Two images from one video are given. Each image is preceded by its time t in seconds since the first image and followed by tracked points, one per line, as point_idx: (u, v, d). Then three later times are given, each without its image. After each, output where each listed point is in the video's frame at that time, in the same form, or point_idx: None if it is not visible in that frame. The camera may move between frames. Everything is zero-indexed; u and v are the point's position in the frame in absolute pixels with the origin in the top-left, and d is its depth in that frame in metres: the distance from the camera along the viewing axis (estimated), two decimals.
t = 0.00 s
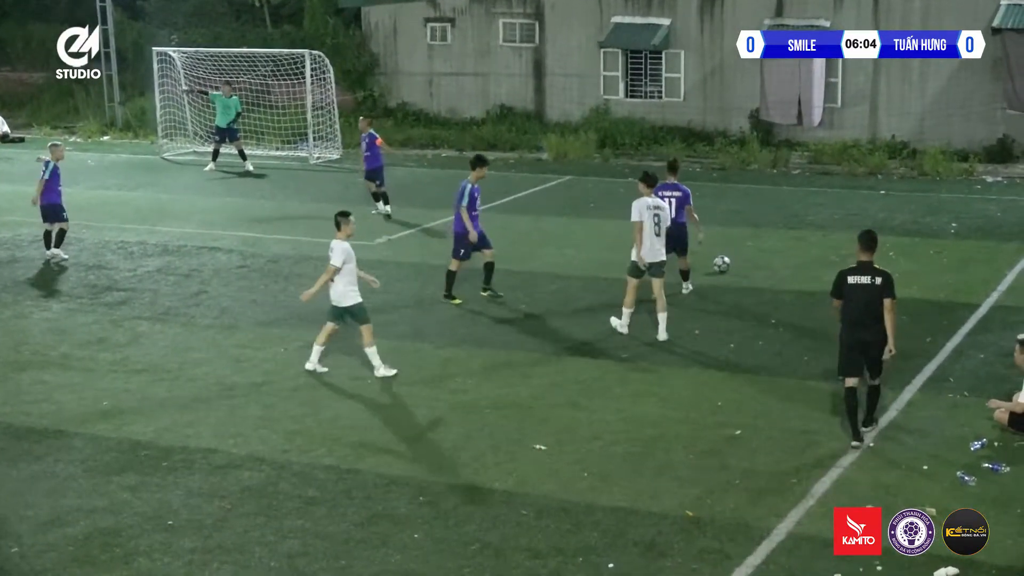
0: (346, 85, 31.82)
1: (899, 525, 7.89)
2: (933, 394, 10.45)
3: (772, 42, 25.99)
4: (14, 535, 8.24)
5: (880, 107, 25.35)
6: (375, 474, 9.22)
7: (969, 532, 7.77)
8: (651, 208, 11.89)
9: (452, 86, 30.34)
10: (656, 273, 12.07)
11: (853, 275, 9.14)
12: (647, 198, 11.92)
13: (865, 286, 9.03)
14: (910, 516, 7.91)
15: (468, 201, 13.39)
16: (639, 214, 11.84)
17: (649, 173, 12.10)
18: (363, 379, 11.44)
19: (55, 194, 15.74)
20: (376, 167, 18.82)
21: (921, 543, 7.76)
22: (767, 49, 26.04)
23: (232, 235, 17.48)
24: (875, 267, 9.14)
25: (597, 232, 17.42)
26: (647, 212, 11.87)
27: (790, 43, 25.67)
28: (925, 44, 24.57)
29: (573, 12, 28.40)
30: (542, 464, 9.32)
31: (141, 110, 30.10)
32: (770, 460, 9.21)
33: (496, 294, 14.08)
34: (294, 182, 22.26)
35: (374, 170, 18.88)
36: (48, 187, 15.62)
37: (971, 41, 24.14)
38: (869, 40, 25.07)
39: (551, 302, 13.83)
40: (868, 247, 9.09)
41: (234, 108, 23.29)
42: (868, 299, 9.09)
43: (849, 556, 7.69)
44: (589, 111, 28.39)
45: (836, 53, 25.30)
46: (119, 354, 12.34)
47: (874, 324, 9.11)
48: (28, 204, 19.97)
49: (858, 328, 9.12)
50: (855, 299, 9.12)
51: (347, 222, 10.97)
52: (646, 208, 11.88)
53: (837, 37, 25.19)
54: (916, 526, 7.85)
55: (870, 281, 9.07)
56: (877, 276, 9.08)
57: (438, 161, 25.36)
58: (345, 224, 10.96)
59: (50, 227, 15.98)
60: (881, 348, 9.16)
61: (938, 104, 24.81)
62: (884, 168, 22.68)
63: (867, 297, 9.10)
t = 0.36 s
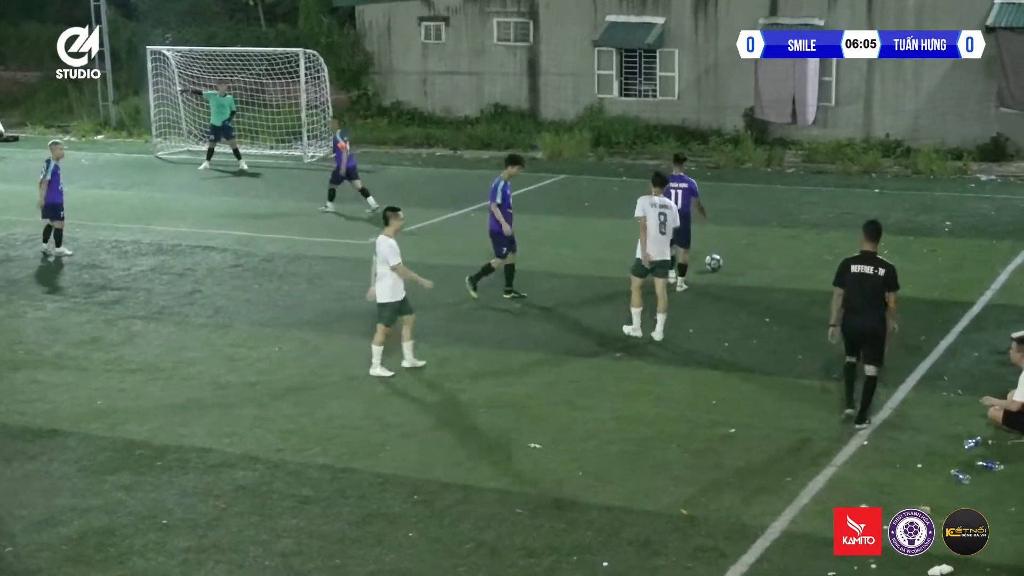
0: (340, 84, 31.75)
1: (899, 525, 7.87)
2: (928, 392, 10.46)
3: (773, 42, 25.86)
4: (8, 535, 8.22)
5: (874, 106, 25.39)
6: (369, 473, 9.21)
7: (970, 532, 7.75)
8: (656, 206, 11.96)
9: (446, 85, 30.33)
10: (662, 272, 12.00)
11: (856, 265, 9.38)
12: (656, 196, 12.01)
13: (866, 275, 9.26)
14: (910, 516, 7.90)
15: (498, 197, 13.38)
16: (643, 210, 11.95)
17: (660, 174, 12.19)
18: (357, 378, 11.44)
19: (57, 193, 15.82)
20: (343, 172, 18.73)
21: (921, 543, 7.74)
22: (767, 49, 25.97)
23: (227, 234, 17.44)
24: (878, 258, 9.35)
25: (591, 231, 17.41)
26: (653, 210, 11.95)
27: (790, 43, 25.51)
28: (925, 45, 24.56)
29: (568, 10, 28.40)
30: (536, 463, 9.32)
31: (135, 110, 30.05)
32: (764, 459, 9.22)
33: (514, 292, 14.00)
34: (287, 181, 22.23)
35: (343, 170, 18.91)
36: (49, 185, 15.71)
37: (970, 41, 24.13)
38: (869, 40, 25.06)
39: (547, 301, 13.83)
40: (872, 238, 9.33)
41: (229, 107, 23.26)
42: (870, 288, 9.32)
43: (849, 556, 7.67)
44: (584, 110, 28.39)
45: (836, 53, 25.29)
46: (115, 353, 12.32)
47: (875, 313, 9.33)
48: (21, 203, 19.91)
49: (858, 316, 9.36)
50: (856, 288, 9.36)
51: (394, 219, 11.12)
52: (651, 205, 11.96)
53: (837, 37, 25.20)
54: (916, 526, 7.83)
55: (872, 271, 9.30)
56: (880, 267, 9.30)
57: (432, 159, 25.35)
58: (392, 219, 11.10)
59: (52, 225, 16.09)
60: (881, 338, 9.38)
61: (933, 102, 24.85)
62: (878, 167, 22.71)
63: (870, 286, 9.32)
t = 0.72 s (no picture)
0: (331, 85, 31.70)
1: (899, 524, 7.88)
2: (919, 392, 10.47)
3: (772, 43, 25.69)
4: None
5: (865, 106, 25.43)
6: (361, 473, 9.20)
7: (970, 532, 7.77)
8: (647, 207, 11.95)
9: (438, 86, 30.32)
10: (660, 274, 12.00)
11: (852, 262, 9.54)
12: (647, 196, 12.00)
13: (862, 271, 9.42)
14: (911, 517, 7.91)
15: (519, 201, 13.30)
16: (632, 212, 11.99)
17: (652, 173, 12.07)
18: (349, 378, 11.43)
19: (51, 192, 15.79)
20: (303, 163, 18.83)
21: (921, 543, 7.75)
22: (767, 49, 25.79)
23: (219, 235, 17.42)
24: (872, 253, 9.52)
25: (582, 231, 17.43)
26: (643, 211, 11.95)
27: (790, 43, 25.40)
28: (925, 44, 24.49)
29: (559, 10, 28.39)
30: (528, 463, 9.32)
31: (126, 110, 30.00)
32: (755, 459, 9.23)
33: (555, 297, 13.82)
34: (279, 181, 22.22)
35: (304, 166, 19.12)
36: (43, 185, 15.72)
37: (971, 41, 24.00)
38: (869, 40, 25.02)
39: (538, 301, 13.83)
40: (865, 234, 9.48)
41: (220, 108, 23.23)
42: (866, 283, 9.48)
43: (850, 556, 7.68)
44: (575, 110, 28.40)
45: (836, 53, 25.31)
46: (107, 354, 12.30)
47: (872, 308, 9.50)
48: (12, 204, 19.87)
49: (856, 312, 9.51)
50: (852, 284, 9.51)
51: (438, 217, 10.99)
52: (642, 206, 11.96)
53: (837, 37, 25.20)
54: (916, 526, 7.85)
55: (867, 267, 9.46)
56: (875, 262, 9.47)
57: (423, 160, 25.38)
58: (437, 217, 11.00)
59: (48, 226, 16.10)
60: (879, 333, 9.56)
61: (923, 103, 24.90)
62: (869, 167, 22.77)
63: (866, 282, 9.48)
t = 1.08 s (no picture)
0: (318, 85, 31.57)
1: (899, 524, 7.84)
2: (905, 392, 10.50)
3: (773, 42, 25.54)
4: None
5: (852, 107, 25.47)
6: (348, 474, 9.18)
7: (970, 532, 7.77)
8: (652, 209, 11.94)
9: (424, 86, 30.31)
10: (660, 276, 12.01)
11: (845, 256, 9.56)
12: (655, 197, 12.01)
13: (857, 265, 9.45)
14: (911, 517, 7.86)
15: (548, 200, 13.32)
16: (638, 213, 11.99)
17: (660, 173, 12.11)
18: (336, 379, 11.41)
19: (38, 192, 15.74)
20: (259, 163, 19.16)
21: (922, 543, 7.73)
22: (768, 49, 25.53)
23: (205, 236, 17.37)
24: (865, 246, 9.55)
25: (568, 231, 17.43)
26: (649, 213, 11.94)
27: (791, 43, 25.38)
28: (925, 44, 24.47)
29: (546, 10, 28.40)
30: (516, 463, 9.32)
31: (113, 111, 29.91)
32: (742, 459, 9.23)
33: (545, 297, 13.84)
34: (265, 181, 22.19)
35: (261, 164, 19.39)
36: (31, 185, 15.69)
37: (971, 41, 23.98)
38: (869, 40, 24.93)
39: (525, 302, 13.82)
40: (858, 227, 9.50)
41: (207, 109, 23.18)
42: (860, 277, 9.52)
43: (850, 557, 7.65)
44: (563, 110, 28.40)
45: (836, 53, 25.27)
46: (94, 355, 12.26)
47: (867, 300, 9.55)
48: None
49: (851, 305, 9.56)
50: (847, 278, 9.54)
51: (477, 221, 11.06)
52: (649, 207, 11.96)
53: (838, 37, 25.17)
54: (916, 526, 7.80)
55: (862, 260, 9.49)
56: (868, 255, 9.50)
57: (409, 160, 25.41)
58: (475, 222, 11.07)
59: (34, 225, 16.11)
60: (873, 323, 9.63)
61: (909, 102, 24.95)
62: (856, 167, 22.80)
63: (860, 275, 9.51)
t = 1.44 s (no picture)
0: (300, 86, 31.39)
1: (898, 524, 7.85)
2: (888, 392, 10.53)
3: (773, 42, 25.36)
4: None
5: (834, 107, 25.52)
6: (332, 476, 9.16)
7: (970, 531, 7.78)
8: (653, 205, 11.95)
9: (408, 87, 30.27)
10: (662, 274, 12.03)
11: (845, 254, 9.59)
12: (658, 193, 12.03)
13: (856, 263, 9.49)
14: (910, 516, 7.87)
15: (548, 203, 13.26)
16: (642, 209, 12.01)
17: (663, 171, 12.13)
18: (319, 381, 11.38)
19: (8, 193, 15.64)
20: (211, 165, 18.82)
21: (921, 543, 7.73)
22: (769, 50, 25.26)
23: (186, 237, 17.30)
24: (864, 246, 9.60)
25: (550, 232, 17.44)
26: (652, 209, 11.96)
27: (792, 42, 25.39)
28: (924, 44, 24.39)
29: (529, 11, 28.39)
30: (500, 464, 9.31)
31: (94, 112, 29.79)
32: (725, 459, 9.24)
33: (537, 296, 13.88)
34: (247, 183, 22.14)
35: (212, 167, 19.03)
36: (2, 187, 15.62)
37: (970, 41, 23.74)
38: (869, 40, 24.89)
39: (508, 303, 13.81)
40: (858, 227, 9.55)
41: (189, 110, 23.09)
42: (858, 275, 9.55)
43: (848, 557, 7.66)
44: (545, 111, 28.39)
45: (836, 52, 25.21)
46: (76, 357, 12.20)
47: (862, 299, 9.58)
48: None
49: (846, 304, 9.58)
50: (844, 276, 9.57)
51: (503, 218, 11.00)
52: (651, 203, 11.98)
53: (837, 37, 25.08)
54: (916, 526, 7.81)
55: (861, 259, 9.53)
56: (867, 255, 9.55)
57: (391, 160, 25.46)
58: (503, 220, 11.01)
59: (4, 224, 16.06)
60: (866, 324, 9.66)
61: (892, 103, 25.04)
62: (837, 168, 22.84)
63: (858, 274, 9.55)
